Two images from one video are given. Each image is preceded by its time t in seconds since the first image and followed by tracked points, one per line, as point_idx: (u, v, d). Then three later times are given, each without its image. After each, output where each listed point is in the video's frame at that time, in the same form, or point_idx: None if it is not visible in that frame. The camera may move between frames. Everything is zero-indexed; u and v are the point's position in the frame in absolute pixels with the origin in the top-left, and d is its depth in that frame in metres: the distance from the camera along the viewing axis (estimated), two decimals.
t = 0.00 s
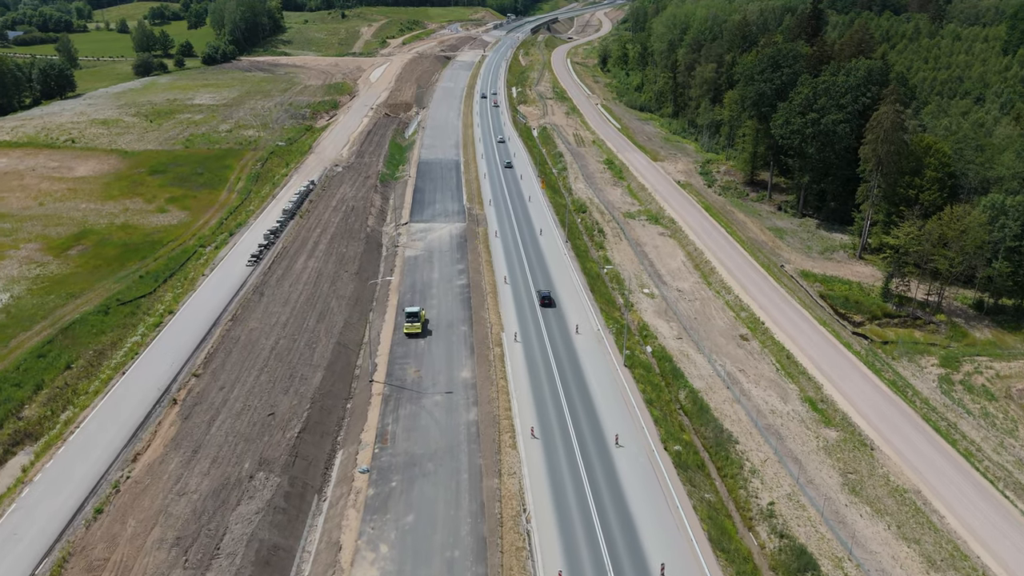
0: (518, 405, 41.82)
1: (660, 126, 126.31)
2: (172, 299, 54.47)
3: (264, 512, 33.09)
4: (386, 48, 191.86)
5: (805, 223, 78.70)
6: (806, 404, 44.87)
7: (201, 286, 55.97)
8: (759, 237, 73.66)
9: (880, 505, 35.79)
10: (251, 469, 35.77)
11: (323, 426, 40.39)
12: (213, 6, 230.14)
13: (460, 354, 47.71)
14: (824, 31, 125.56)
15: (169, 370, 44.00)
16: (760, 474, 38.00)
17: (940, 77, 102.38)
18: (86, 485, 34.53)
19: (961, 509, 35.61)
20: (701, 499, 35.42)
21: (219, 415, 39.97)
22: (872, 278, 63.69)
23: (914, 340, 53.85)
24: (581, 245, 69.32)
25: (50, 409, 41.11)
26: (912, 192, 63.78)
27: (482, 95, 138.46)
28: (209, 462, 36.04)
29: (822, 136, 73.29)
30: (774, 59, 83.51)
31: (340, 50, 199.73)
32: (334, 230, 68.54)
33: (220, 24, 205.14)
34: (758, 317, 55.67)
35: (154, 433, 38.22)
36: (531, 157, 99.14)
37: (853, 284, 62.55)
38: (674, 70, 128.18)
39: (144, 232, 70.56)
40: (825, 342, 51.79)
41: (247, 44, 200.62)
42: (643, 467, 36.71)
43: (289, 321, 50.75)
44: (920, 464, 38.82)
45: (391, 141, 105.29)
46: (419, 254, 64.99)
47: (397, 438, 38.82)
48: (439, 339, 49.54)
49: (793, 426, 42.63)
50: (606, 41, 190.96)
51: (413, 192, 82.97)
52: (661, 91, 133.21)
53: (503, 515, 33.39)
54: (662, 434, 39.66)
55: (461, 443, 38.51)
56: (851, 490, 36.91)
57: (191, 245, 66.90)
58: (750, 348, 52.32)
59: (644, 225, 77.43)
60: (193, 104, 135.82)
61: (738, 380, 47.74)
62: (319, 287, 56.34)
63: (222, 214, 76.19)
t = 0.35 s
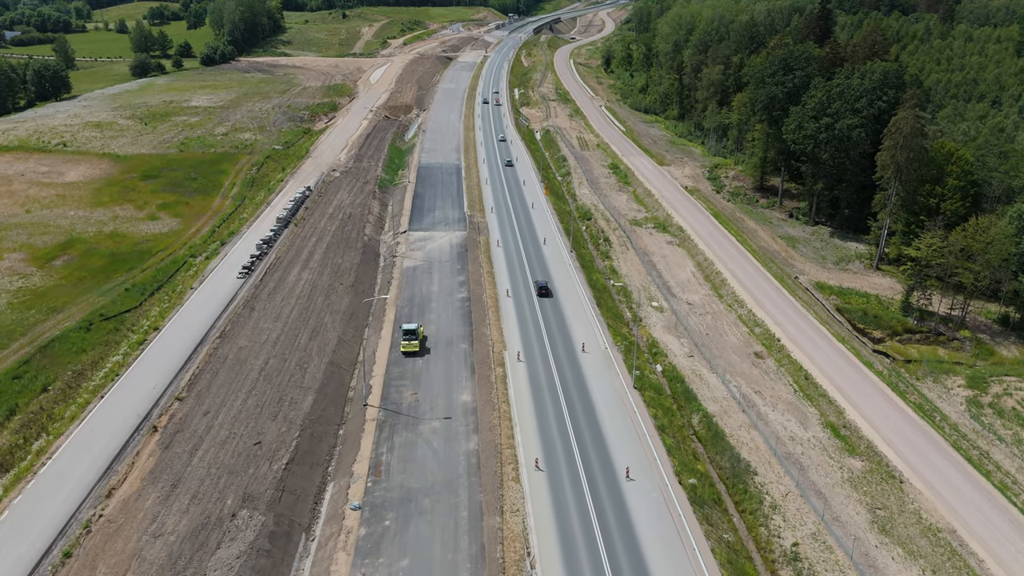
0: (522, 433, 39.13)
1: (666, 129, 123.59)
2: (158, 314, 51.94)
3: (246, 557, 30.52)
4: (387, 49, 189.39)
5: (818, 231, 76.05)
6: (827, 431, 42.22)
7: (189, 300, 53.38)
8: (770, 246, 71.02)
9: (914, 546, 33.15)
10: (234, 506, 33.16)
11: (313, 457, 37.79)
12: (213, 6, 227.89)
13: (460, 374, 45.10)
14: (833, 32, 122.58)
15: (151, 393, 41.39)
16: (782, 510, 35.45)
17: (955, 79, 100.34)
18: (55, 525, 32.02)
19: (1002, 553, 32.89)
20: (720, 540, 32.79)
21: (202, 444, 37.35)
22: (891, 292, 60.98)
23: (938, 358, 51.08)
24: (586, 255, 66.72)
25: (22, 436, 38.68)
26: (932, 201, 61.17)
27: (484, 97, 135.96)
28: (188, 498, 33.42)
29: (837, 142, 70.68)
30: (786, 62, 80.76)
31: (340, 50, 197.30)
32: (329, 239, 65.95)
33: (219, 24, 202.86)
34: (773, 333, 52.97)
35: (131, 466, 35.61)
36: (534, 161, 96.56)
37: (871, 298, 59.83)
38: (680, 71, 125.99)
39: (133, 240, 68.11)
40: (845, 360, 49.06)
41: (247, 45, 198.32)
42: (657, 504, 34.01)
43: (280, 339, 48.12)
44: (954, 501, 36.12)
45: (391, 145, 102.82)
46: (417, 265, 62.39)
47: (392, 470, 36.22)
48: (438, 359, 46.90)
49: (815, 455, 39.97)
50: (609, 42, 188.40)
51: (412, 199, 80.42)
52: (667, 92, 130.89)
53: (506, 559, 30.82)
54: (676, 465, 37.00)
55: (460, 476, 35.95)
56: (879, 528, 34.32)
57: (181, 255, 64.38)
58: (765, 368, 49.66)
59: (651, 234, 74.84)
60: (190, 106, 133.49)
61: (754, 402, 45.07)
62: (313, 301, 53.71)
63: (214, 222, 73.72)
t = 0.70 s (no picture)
0: (525, 464, 36.52)
1: (671, 131, 120.94)
2: (142, 330, 49.37)
3: None
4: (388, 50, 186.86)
5: (831, 240, 73.39)
6: (851, 460, 39.59)
7: (176, 314, 50.84)
8: (783, 256, 68.35)
9: None
10: (213, 550, 30.69)
11: (301, 491, 35.23)
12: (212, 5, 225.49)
13: (460, 398, 42.51)
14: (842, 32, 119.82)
15: (130, 419, 38.89)
16: (806, 552, 32.86)
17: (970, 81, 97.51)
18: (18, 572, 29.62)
19: None
20: None
21: (181, 477, 34.82)
22: (911, 305, 58.31)
23: (965, 378, 48.40)
24: (591, 266, 64.10)
25: None
26: (955, 211, 58.52)
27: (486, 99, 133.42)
28: (164, 540, 30.95)
29: (853, 147, 67.90)
30: (798, 64, 77.75)
31: (340, 50, 194.85)
32: (324, 249, 63.34)
33: (218, 24, 200.38)
34: (790, 351, 50.27)
35: (104, 503, 33.12)
36: (537, 166, 93.95)
37: (891, 312, 57.14)
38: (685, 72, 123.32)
39: (121, 250, 65.63)
40: (867, 381, 46.33)
41: (246, 45, 195.88)
42: (672, 545, 31.39)
43: (270, 358, 45.54)
44: (991, 542, 33.49)
45: (390, 149, 100.29)
46: (416, 276, 59.79)
47: (385, 507, 33.67)
48: (436, 380, 44.28)
49: (839, 488, 37.35)
50: (613, 42, 185.70)
51: (412, 205, 77.83)
52: (672, 94, 128.18)
53: None
54: (691, 502, 34.34)
55: (459, 513, 33.39)
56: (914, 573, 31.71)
57: (170, 265, 61.87)
58: (783, 389, 47.00)
59: (658, 242, 72.23)
60: (186, 108, 131.11)
61: (772, 428, 42.44)
62: (306, 316, 51.12)
63: (206, 230, 71.22)
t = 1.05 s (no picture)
0: (529, 500, 33.89)
1: (675, 134, 118.34)
2: (123, 348, 46.81)
3: None
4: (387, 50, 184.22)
5: (844, 249, 70.78)
6: (877, 494, 37.00)
7: (159, 331, 48.27)
8: (795, 266, 65.75)
9: None
10: None
11: (286, 530, 32.68)
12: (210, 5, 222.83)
13: (459, 424, 39.90)
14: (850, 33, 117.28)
15: (104, 450, 36.38)
16: None
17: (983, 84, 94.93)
18: None
19: None
20: None
21: (156, 515, 32.27)
22: (932, 321, 55.73)
23: (992, 400, 45.80)
24: (596, 277, 61.48)
25: None
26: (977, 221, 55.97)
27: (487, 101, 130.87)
28: None
29: (868, 153, 65.15)
30: (810, 67, 75.04)
31: (339, 51, 192.24)
32: (318, 260, 60.71)
33: (215, 24, 197.69)
34: (806, 371, 47.61)
35: (71, 547, 30.64)
36: (539, 170, 91.33)
37: (911, 327, 54.55)
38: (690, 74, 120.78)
39: (107, 260, 63.10)
40: (890, 404, 43.68)
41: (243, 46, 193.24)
42: None
43: (257, 380, 42.91)
44: None
45: (388, 152, 97.70)
46: (413, 289, 57.17)
47: (377, 550, 31.12)
48: (433, 404, 41.66)
49: (866, 525, 34.79)
50: (615, 43, 183.17)
51: (410, 213, 75.23)
52: (676, 96, 125.64)
53: None
54: (708, 543, 31.71)
55: (458, 557, 30.83)
56: None
57: (157, 277, 59.32)
58: (800, 412, 44.36)
59: (665, 252, 69.64)
60: (181, 110, 128.36)
61: (791, 457, 39.83)
62: (296, 333, 48.48)
63: (196, 238, 68.64)
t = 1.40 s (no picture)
0: (532, 543, 31.18)
1: (679, 137, 115.73)
2: (100, 369, 44.20)
3: None
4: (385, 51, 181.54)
5: (858, 258, 68.21)
6: (907, 532, 34.38)
7: (140, 351, 45.64)
8: (808, 277, 63.07)
9: None
10: None
11: None
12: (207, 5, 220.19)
13: (457, 455, 37.27)
14: (857, 34, 114.78)
15: (74, 487, 33.78)
16: None
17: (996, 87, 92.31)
18: None
19: None
20: None
21: (126, 562, 29.66)
22: (953, 337, 53.17)
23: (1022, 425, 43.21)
24: (601, 290, 58.83)
25: None
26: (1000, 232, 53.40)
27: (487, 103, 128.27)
28: None
29: (884, 160, 62.44)
30: (821, 69, 72.23)
31: (337, 52, 189.53)
32: (310, 272, 58.03)
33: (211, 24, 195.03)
34: (825, 393, 44.92)
35: None
36: (540, 175, 88.64)
37: (931, 344, 51.96)
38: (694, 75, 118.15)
39: (90, 272, 60.52)
40: (916, 431, 40.98)
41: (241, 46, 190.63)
42: None
43: (241, 406, 40.20)
44: None
45: (385, 157, 95.08)
46: (410, 303, 54.53)
47: None
48: (429, 433, 39.03)
49: (897, 570, 32.22)
50: (617, 43, 180.52)
51: (407, 221, 72.60)
52: (680, 98, 123.02)
53: None
54: None
55: None
56: None
57: (141, 290, 56.71)
58: (820, 439, 41.71)
59: (672, 262, 66.99)
60: (174, 112, 125.66)
61: (812, 491, 37.24)
62: (285, 353, 45.79)
63: (185, 248, 66.02)
